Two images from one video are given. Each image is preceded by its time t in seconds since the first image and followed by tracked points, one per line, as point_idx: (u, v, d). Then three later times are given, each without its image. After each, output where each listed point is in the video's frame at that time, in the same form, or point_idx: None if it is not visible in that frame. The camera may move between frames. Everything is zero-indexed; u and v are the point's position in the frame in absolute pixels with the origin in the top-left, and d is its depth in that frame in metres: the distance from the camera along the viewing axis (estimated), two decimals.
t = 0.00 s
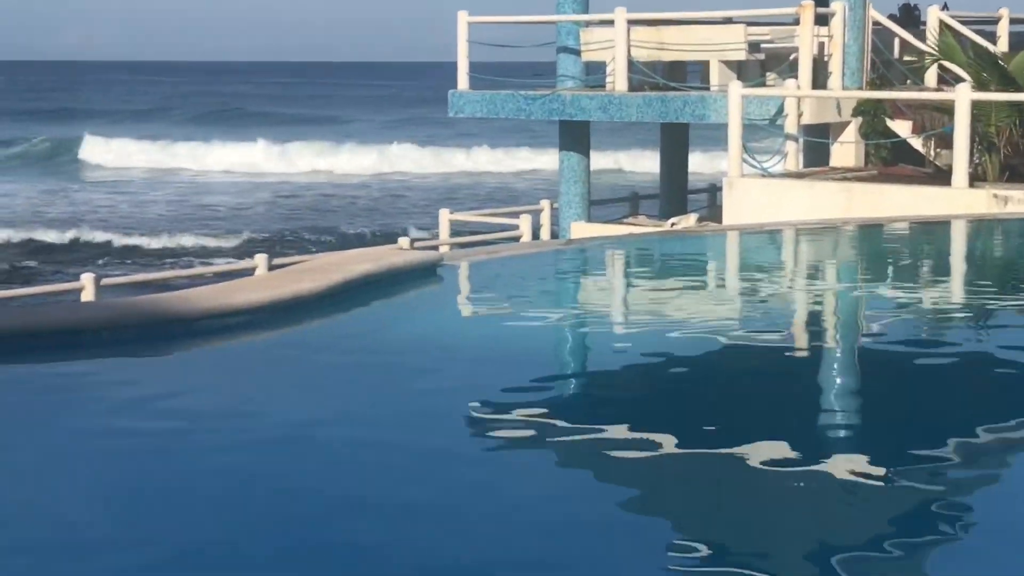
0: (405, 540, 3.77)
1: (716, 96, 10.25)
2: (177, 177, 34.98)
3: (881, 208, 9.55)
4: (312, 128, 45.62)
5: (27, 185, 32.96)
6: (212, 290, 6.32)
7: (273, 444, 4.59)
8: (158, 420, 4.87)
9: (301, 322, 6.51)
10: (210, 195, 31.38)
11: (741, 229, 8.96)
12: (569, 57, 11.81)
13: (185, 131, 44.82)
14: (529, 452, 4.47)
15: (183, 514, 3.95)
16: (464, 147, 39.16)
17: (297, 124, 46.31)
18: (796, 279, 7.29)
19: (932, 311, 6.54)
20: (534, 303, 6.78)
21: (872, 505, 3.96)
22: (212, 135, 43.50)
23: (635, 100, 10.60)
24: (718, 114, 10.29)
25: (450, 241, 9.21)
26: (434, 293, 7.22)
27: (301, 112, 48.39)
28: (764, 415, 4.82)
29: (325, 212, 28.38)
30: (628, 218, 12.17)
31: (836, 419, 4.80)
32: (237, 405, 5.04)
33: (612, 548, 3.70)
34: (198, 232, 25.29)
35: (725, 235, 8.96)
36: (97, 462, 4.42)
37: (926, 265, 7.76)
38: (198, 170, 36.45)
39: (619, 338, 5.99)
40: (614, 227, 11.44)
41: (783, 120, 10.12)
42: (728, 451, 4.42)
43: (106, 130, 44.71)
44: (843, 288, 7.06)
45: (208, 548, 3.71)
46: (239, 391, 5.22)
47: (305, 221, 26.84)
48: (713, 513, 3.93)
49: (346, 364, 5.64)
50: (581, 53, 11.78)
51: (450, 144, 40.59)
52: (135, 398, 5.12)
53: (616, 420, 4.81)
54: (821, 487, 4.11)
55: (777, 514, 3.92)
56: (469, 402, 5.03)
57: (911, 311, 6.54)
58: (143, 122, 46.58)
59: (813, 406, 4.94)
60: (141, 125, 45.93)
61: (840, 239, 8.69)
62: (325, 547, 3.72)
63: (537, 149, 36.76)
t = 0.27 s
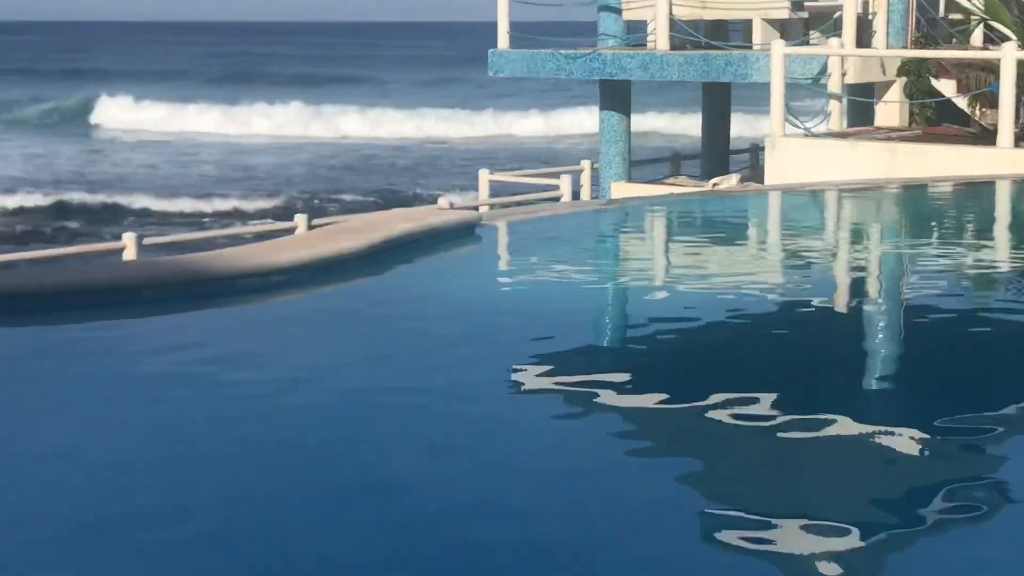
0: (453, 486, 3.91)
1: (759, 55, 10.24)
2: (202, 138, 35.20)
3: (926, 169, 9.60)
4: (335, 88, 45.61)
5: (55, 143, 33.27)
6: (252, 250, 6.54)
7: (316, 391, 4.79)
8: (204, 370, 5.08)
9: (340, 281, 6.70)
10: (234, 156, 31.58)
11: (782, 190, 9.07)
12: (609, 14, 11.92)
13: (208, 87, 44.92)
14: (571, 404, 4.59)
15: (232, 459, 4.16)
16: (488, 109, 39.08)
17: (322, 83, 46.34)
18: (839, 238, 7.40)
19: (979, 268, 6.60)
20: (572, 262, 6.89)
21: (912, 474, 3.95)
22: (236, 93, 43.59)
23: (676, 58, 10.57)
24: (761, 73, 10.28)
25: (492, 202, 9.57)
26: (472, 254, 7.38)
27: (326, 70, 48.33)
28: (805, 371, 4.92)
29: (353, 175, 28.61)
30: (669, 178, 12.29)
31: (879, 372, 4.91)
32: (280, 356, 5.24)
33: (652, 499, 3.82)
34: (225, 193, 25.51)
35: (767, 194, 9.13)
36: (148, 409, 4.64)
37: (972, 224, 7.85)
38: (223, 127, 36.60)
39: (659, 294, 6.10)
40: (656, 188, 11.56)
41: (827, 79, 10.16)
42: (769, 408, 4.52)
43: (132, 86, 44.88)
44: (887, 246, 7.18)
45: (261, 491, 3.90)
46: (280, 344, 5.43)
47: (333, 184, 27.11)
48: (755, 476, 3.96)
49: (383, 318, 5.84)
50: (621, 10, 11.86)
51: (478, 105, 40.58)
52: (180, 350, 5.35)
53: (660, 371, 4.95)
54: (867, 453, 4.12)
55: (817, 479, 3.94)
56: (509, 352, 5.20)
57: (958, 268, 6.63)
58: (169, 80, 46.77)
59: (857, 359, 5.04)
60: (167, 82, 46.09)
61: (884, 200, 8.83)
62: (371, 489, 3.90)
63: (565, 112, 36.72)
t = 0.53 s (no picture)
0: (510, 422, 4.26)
1: (800, 21, 10.82)
2: (228, 110, 35.64)
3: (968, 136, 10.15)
4: (361, 41, 45.71)
5: (84, 116, 33.83)
6: (300, 213, 6.94)
7: (368, 340, 5.17)
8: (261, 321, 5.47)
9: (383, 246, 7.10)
10: (260, 129, 32.03)
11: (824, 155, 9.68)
12: None
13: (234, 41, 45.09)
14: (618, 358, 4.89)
15: (294, 394, 4.54)
16: (511, 79, 39.24)
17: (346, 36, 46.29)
18: (884, 207, 7.93)
19: None
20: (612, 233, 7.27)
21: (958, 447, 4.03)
22: (261, 55, 43.86)
23: (719, 24, 11.24)
24: (801, 38, 10.87)
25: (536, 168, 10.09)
26: (507, 220, 7.79)
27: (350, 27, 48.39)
28: (842, 331, 5.24)
29: (384, 152, 29.20)
30: (709, 146, 12.87)
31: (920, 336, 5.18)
32: (329, 311, 5.63)
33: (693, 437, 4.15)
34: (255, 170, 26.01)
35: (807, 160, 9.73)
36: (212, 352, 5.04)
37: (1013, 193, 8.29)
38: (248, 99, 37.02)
39: (696, 262, 6.51)
40: (697, 154, 12.28)
41: (869, 44, 10.69)
42: (804, 365, 4.79)
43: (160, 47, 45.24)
44: (930, 215, 7.65)
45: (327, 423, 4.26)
46: (330, 302, 5.79)
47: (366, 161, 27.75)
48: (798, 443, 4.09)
49: (425, 278, 6.25)
50: None
51: (504, 72, 40.83)
52: (236, 309, 5.69)
53: (707, 331, 5.28)
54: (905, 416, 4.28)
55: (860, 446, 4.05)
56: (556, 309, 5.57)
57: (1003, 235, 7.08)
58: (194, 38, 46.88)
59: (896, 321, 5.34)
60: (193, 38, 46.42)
61: (926, 165, 9.31)
62: (428, 424, 4.25)
63: (592, 88, 37.18)
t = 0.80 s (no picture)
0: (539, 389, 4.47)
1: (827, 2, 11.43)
2: (241, 96, 35.80)
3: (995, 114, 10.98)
4: (373, 21, 45.59)
5: (98, 101, 34.05)
6: (325, 201, 7.25)
7: (396, 318, 5.44)
8: (292, 301, 5.75)
9: (407, 233, 7.39)
10: (274, 115, 32.20)
11: (852, 137, 9.96)
12: None
13: (246, 18, 44.98)
14: (644, 334, 5.09)
15: (329, 366, 4.81)
16: (522, 63, 39.26)
17: (357, 17, 46.14)
18: (910, 186, 8.12)
19: None
20: (636, 215, 7.49)
21: (985, 426, 4.08)
22: (273, 32, 43.75)
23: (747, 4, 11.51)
24: (828, 18, 11.51)
25: (559, 150, 10.36)
26: (525, 205, 8.08)
27: (363, 6, 48.20)
28: (864, 307, 5.42)
29: (400, 140, 29.44)
30: (736, 125, 13.15)
31: (942, 313, 5.34)
32: (357, 291, 5.92)
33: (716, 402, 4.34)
34: (269, 159, 26.24)
35: (834, 141, 10.00)
36: (248, 328, 5.32)
37: None
38: (260, 84, 37.17)
39: (721, 242, 6.72)
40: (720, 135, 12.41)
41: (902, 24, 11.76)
42: (826, 341, 4.97)
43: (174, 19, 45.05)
44: (955, 194, 7.83)
45: (364, 390, 4.51)
46: (357, 281, 6.13)
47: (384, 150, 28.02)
48: (825, 419, 4.18)
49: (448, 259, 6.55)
50: None
51: (518, 56, 40.95)
52: (267, 288, 6.03)
53: (734, 307, 5.48)
54: (929, 393, 4.38)
55: (886, 423, 4.14)
56: (580, 288, 5.83)
57: None
58: (204, 11, 46.58)
59: (919, 299, 5.51)
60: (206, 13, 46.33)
61: (956, 146, 9.56)
62: (459, 391, 4.47)
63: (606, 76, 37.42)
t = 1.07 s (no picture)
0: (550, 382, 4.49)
1: None
2: (242, 94, 35.78)
3: (999, 106, 11.53)
4: (373, 20, 45.64)
5: (99, 99, 34.02)
6: (331, 195, 7.28)
7: (405, 311, 5.46)
8: (300, 295, 5.78)
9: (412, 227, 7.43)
10: (276, 113, 32.23)
11: (854, 129, 10.05)
12: None
13: (246, 19, 45.04)
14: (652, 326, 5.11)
15: (339, 358, 4.83)
16: (524, 61, 39.31)
17: (358, 14, 46.12)
18: (914, 178, 8.18)
19: None
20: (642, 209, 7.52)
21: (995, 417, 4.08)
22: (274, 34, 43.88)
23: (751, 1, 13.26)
24: (828, 13, 13.37)
25: (562, 142, 10.40)
26: (530, 199, 8.13)
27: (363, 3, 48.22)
28: (870, 300, 5.44)
29: (403, 136, 29.46)
30: (741, 120, 13.32)
31: (950, 304, 5.36)
32: (365, 285, 5.94)
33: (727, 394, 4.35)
34: (271, 156, 26.21)
35: (839, 134, 10.08)
36: (257, 321, 5.34)
37: None
38: (261, 82, 37.16)
39: (726, 235, 6.75)
40: (723, 127, 12.54)
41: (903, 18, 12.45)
42: (828, 335, 4.96)
43: (173, 23, 45.20)
44: (959, 185, 7.89)
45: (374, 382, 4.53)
46: (359, 276, 6.13)
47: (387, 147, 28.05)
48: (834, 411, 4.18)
49: (450, 254, 6.55)
50: None
51: (519, 52, 41.02)
52: (269, 283, 6.02)
53: (741, 299, 5.50)
54: (939, 385, 4.37)
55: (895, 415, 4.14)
56: (587, 280, 5.86)
57: None
58: (204, 13, 46.67)
59: (926, 290, 5.54)
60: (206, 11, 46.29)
61: (958, 138, 9.65)
62: (462, 387, 4.46)
63: (608, 74, 37.58)
